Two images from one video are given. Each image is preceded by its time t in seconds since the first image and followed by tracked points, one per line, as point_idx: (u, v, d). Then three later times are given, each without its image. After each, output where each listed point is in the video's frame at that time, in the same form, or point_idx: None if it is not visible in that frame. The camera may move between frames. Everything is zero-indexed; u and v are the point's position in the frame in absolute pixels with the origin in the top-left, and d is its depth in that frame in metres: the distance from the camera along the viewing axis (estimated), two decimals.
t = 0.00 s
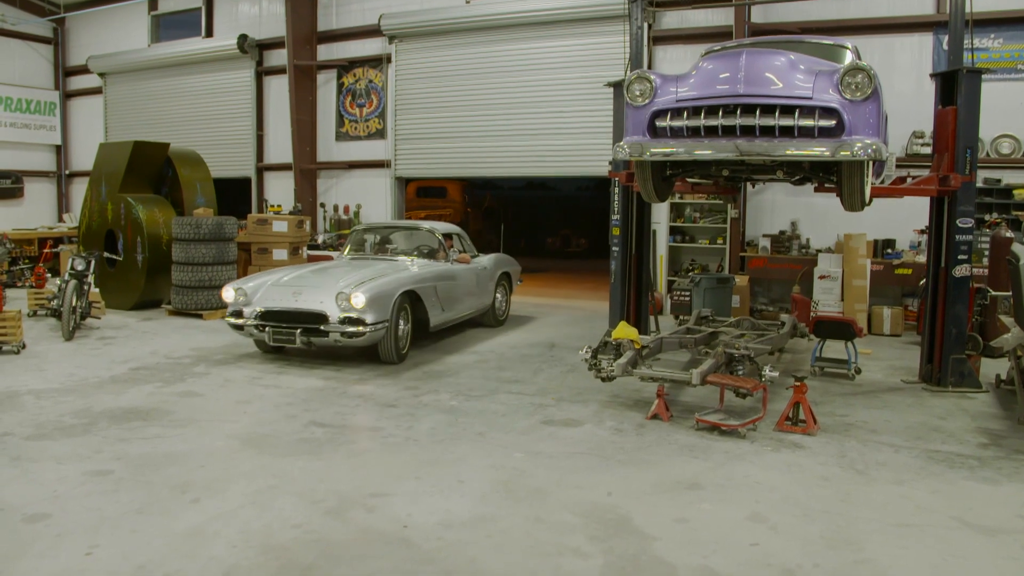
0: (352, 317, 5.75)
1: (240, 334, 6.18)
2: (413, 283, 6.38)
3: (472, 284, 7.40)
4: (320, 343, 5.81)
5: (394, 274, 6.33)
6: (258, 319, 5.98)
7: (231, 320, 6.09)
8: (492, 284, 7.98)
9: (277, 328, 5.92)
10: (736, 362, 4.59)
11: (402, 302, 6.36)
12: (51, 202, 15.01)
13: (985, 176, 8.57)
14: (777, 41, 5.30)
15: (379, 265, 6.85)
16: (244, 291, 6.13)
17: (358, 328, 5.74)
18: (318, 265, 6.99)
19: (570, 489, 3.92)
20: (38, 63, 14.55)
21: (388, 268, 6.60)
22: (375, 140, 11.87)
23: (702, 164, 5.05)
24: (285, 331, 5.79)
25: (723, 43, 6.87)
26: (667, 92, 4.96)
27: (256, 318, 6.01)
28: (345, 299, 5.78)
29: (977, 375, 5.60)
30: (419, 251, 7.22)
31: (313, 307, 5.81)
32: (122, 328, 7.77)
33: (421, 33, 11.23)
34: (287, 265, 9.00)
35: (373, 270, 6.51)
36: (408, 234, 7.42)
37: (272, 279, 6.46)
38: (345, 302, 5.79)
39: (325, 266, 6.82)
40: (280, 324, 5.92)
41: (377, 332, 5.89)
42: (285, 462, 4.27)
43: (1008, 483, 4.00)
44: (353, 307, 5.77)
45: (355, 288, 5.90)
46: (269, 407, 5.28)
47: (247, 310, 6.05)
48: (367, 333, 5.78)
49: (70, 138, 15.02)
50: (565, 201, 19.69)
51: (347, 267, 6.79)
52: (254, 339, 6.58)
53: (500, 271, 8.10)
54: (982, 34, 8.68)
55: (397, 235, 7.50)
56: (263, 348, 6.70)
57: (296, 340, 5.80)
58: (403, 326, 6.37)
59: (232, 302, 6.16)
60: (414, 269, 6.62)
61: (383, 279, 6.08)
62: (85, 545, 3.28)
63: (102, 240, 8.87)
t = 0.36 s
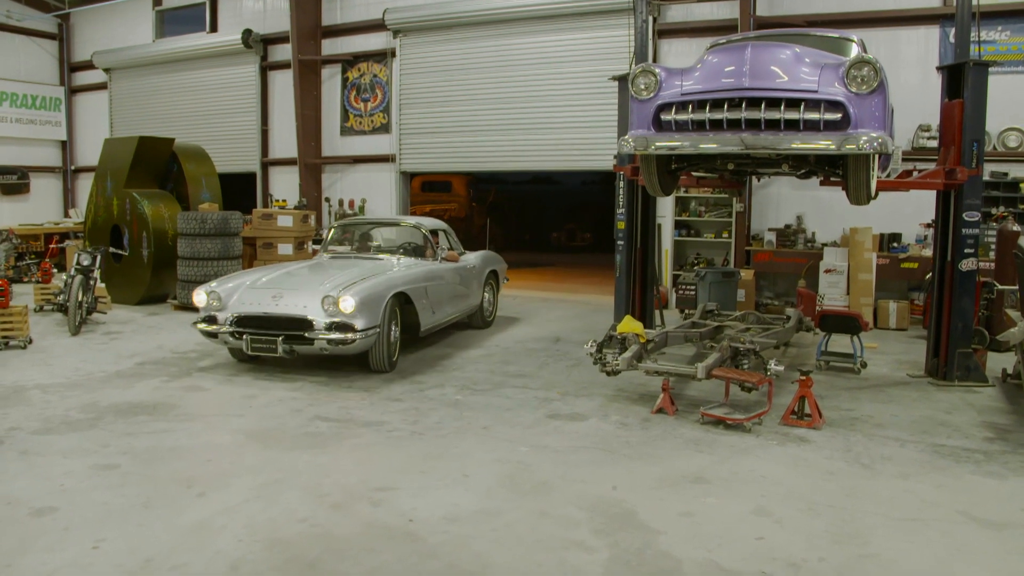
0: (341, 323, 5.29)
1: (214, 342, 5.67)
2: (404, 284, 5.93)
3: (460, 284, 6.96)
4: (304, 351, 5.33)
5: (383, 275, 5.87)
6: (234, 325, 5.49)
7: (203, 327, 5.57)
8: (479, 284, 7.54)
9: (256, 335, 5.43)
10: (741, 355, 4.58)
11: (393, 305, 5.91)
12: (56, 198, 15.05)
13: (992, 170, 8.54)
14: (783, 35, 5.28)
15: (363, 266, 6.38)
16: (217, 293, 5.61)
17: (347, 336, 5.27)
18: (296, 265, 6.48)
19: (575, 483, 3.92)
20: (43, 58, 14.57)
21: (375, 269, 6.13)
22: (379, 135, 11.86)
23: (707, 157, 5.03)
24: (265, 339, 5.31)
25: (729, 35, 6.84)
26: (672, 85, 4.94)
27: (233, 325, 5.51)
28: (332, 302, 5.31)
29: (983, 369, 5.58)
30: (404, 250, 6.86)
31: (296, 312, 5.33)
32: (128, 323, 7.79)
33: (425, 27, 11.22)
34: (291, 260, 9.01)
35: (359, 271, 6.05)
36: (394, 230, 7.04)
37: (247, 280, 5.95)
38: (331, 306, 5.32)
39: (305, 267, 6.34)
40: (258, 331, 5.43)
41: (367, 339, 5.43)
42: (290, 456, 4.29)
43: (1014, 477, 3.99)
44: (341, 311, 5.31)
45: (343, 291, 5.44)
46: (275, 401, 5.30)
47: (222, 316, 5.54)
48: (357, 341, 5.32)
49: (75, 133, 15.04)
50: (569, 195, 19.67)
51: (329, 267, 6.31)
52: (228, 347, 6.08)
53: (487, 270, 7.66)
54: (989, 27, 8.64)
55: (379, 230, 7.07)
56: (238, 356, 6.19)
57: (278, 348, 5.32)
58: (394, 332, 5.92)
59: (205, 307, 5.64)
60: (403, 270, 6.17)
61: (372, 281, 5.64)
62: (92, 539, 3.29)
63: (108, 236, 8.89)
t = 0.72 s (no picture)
0: (336, 327, 4.92)
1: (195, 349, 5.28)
2: (400, 284, 5.56)
3: (454, 283, 6.58)
4: (294, 357, 4.96)
5: (379, 275, 5.51)
6: (218, 331, 5.11)
7: (183, 334, 5.15)
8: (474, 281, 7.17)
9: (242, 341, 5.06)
10: (748, 349, 4.58)
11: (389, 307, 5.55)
12: (63, 192, 15.08)
13: (999, 162, 8.50)
14: (789, 27, 5.25)
15: (353, 264, 6.00)
16: (198, 297, 5.20)
17: (342, 341, 4.90)
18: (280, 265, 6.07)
19: (581, 476, 3.93)
20: (49, 54, 14.60)
21: (368, 268, 5.74)
22: (385, 128, 11.84)
23: (713, 150, 5.01)
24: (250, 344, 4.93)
25: (736, 27, 6.82)
26: (678, 78, 4.92)
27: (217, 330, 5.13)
28: (326, 306, 4.94)
29: (990, 362, 5.56)
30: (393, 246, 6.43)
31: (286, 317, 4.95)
32: (135, 318, 7.81)
33: (430, 21, 11.21)
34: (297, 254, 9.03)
35: (351, 270, 5.67)
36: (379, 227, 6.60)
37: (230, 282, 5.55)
38: (326, 310, 4.95)
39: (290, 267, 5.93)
40: (244, 337, 5.05)
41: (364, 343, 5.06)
42: (297, 450, 4.30)
43: (1022, 470, 3.98)
44: (336, 316, 4.94)
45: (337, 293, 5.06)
46: (281, 394, 5.31)
47: (204, 322, 5.13)
48: (353, 347, 4.96)
49: (81, 128, 15.07)
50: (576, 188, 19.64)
51: (317, 268, 5.90)
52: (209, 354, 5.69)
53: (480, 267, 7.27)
54: (997, 18, 8.58)
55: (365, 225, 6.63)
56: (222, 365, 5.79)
57: (265, 355, 4.93)
58: (392, 336, 5.57)
59: (184, 312, 5.23)
60: (398, 269, 5.80)
61: (367, 281, 5.26)
62: (100, 532, 3.31)
63: (114, 230, 8.91)
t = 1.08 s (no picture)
0: (329, 330, 4.49)
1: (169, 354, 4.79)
2: (395, 281, 5.15)
3: (447, 278, 6.16)
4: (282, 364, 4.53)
5: (373, 271, 5.06)
6: (195, 335, 4.62)
7: (156, 339, 4.65)
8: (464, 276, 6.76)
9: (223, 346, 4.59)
10: (750, 338, 4.57)
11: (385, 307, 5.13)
12: (66, 183, 15.09)
13: (1004, 151, 8.47)
14: (794, 15, 5.22)
15: (340, 258, 5.53)
16: (173, 298, 4.69)
17: (336, 347, 4.47)
18: (259, 262, 5.58)
19: (584, 465, 3.93)
20: (51, 44, 14.58)
21: (358, 264, 5.31)
22: (388, 117, 11.83)
23: (717, 139, 4.99)
24: (234, 351, 4.47)
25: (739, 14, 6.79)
26: (681, 66, 4.90)
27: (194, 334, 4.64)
28: (318, 307, 4.50)
29: (994, 352, 5.55)
30: (380, 238, 6.01)
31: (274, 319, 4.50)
32: (138, 308, 7.82)
33: (433, 9, 11.17)
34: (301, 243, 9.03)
35: (340, 266, 5.21)
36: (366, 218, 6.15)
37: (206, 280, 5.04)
38: (317, 311, 4.51)
39: (270, 263, 5.44)
40: (225, 341, 4.58)
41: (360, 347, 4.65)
42: (300, 439, 4.31)
43: None
44: (330, 318, 4.50)
45: (329, 292, 4.63)
46: (285, 384, 5.32)
47: (179, 324, 4.63)
48: (348, 353, 4.53)
49: (84, 119, 15.07)
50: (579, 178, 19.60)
51: (300, 264, 5.43)
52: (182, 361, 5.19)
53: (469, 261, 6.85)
54: (1003, 6, 8.53)
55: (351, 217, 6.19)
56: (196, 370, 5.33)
57: (250, 362, 4.49)
58: (388, 339, 5.15)
59: (157, 315, 4.72)
60: (391, 264, 5.36)
61: (361, 279, 4.83)
62: (104, 521, 3.32)
63: (117, 220, 8.92)
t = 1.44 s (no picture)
0: (325, 333, 4.14)
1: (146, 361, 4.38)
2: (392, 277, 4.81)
3: (441, 271, 5.80)
4: (272, 370, 4.16)
5: (368, 267, 4.71)
6: (175, 339, 4.22)
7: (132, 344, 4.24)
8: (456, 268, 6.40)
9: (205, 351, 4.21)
10: (753, 326, 4.57)
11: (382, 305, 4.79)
12: (68, 171, 15.10)
13: (1008, 139, 8.44)
14: (798, 1, 5.20)
15: (328, 253, 5.15)
16: (149, 299, 4.28)
17: (332, 351, 4.13)
18: (242, 256, 5.17)
19: (585, 452, 3.94)
20: (52, 32, 14.55)
21: (350, 259, 4.95)
22: (390, 105, 11.81)
23: (720, 126, 4.97)
24: (218, 358, 4.09)
25: None
26: (684, 53, 4.88)
27: (173, 339, 4.24)
28: (312, 307, 4.14)
29: (996, 341, 5.55)
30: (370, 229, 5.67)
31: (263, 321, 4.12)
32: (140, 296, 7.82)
33: None
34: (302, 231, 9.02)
35: (331, 262, 4.85)
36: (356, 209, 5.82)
37: (184, 277, 4.62)
38: (312, 312, 4.15)
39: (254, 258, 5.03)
40: (207, 346, 4.19)
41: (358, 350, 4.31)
42: (302, 426, 4.32)
43: None
44: (326, 320, 4.15)
45: (323, 290, 4.27)
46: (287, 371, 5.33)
47: (158, 328, 4.23)
48: (345, 358, 4.19)
49: (85, 107, 15.05)
50: (581, 166, 19.57)
51: (286, 259, 5.03)
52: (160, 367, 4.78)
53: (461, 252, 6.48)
54: None
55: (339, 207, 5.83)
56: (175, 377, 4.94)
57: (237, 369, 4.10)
58: (386, 341, 4.82)
59: (130, 317, 4.30)
60: (387, 259, 5.01)
61: (356, 276, 4.48)
62: (107, 508, 3.33)
63: (119, 208, 8.92)
